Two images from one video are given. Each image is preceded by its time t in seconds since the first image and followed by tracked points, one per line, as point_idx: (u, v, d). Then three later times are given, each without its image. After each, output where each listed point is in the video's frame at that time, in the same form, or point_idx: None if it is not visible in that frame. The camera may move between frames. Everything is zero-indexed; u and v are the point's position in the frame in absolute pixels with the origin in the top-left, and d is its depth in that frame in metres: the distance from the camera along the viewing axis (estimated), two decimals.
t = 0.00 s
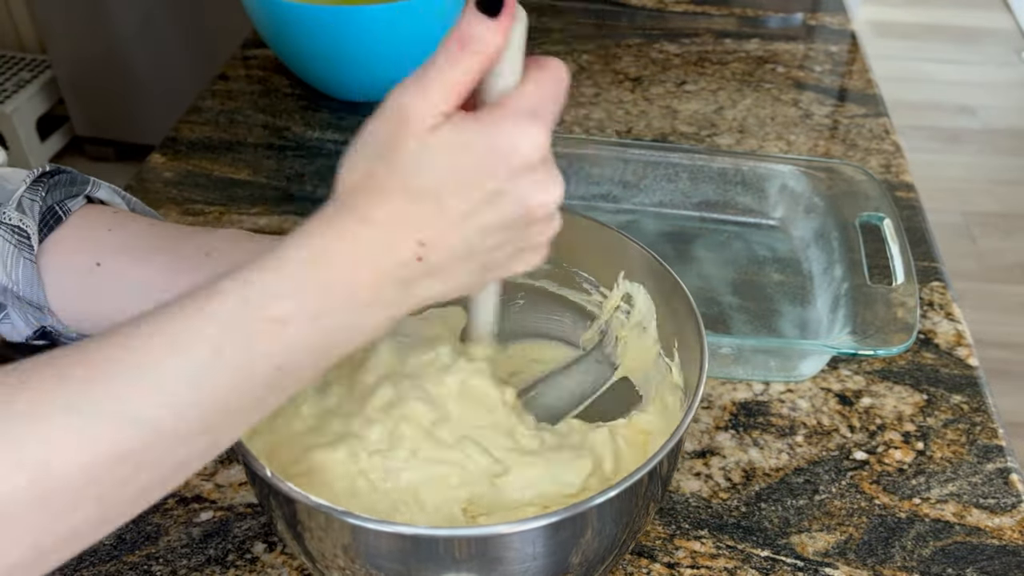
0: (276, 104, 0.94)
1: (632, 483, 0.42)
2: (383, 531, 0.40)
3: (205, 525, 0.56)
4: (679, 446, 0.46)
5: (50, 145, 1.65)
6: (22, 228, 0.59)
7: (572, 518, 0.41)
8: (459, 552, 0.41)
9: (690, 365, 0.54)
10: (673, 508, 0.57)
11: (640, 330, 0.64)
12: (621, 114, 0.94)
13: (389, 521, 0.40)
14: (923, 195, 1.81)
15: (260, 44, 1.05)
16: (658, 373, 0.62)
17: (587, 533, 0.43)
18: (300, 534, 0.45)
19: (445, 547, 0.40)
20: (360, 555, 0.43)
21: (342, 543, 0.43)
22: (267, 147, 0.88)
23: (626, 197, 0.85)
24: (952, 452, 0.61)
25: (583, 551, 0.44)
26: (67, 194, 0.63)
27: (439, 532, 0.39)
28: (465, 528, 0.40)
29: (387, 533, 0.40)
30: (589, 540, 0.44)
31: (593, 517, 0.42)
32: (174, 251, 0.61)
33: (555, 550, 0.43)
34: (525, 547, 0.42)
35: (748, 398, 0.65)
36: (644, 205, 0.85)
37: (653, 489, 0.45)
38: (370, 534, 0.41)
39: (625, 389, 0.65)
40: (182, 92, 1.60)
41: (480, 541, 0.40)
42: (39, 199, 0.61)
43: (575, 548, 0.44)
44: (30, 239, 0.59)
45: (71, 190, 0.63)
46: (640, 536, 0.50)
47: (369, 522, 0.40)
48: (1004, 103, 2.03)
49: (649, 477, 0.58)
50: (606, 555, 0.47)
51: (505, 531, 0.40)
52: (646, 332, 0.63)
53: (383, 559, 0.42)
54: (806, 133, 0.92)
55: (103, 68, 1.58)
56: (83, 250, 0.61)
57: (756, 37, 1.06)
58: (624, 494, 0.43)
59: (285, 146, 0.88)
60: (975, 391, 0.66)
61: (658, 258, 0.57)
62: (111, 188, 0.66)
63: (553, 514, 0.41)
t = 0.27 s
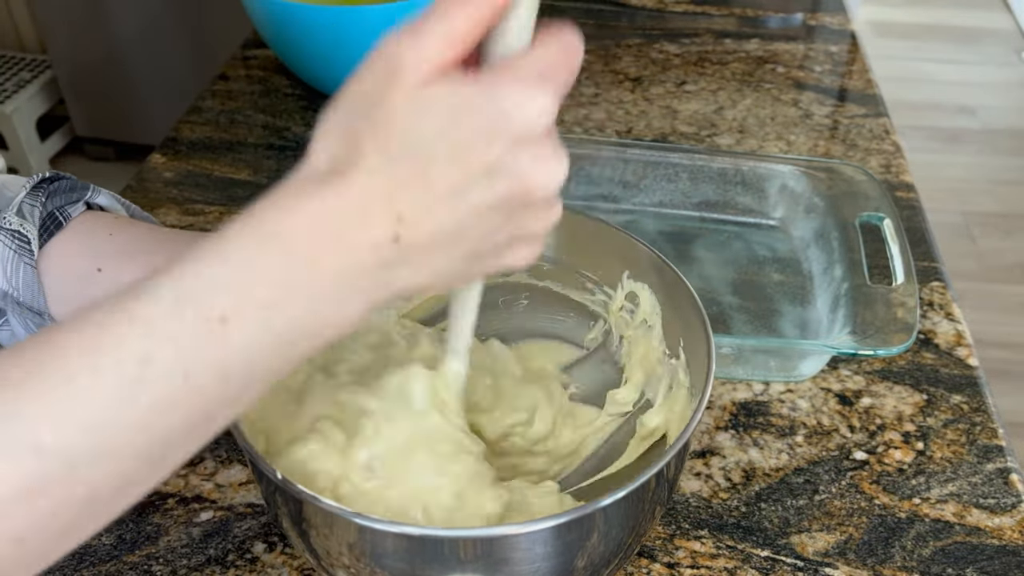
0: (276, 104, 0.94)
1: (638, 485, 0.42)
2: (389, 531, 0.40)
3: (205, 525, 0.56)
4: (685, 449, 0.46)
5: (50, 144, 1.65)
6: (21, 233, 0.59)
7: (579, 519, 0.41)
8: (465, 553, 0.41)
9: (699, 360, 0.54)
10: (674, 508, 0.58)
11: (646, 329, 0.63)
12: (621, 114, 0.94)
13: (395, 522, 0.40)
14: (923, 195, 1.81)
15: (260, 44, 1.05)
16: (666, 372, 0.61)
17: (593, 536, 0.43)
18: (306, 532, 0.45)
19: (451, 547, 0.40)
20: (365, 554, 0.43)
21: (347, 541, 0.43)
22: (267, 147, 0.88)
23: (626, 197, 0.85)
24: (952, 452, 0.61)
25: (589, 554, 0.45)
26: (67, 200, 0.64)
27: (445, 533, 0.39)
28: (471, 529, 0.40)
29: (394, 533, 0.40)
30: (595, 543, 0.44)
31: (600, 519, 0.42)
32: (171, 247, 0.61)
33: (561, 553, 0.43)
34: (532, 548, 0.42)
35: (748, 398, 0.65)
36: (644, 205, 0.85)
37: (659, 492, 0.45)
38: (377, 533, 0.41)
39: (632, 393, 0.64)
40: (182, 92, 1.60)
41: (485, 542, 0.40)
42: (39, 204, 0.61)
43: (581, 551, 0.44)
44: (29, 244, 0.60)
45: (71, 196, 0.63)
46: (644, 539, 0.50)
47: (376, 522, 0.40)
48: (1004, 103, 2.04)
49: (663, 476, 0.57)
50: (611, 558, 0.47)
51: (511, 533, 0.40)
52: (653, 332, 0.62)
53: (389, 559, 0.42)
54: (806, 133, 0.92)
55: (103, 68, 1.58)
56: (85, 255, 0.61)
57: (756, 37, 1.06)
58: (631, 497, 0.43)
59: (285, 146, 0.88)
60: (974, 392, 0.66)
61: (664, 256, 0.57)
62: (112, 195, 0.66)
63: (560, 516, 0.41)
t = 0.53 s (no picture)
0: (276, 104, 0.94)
1: (642, 487, 0.42)
2: (391, 532, 0.40)
3: (205, 525, 0.56)
4: (690, 451, 0.46)
5: (50, 145, 1.65)
6: (18, 241, 0.59)
7: (582, 522, 0.41)
8: (467, 555, 0.41)
9: (704, 360, 0.54)
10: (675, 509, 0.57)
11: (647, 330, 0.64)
12: (621, 114, 0.94)
13: (398, 523, 0.40)
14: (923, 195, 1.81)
15: (260, 44, 1.05)
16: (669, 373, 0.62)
17: (597, 538, 0.43)
18: (308, 532, 0.45)
19: (453, 549, 0.40)
20: (368, 555, 0.43)
21: (349, 542, 0.43)
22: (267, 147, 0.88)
23: (626, 197, 0.85)
24: (952, 452, 0.61)
25: (593, 556, 0.45)
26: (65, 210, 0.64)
27: (447, 534, 0.39)
28: (474, 530, 0.40)
29: (397, 534, 0.40)
30: (599, 546, 0.44)
31: (604, 521, 0.42)
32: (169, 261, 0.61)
33: (564, 554, 0.43)
34: (535, 550, 0.42)
35: (748, 398, 0.65)
36: (644, 205, 0.85)
37: (663, 495, 0.45)
38: (379, 534, 0.41)
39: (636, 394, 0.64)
40: (182, 92, 1.60)
41: (488, 543, 0.40)
42: (36, 213, 0.61)
43: (584, 554, 0.44)
44: (27, 252, 0.60)
45: (70, 207, 0.64)
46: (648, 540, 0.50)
47: (380, 523, 0.40)
48: (1004, 103, 2.04)
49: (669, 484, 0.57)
50: (615, 560, 0.47)
51: (514, 534, 0.40)
52: (655, 333, 0.63)
53: (392, 559, 0.42)
54: (806, 133, 0.92)
55: (103, 68, 1.58)
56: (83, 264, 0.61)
57: (756, 37, 1.06)
58: (634, 499, 0.43)
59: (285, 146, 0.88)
60: (974, 391, 0.66)
61: (658, 250, 0.57)
62: (110, 207, 0.65)
63: (564, 518, 0.41)
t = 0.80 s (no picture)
0: (275, 104, 0.94)
1: (643, 487, 0.42)
2: (391, 532, 0.40)
3: (204, 525, 0.55)
4: (690, 450, 0.46)
5: (49, 144, 1.65)
6: (15, 235, 0.59)
7: (583, 521, 0.41)
8: (467, 554, 0.41)
9: (704, 361, 0.54)
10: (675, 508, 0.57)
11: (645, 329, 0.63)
12: (621, 114, 0.93)
13: (397, 522, 0.40)
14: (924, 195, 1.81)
15: (260, 43, 1.05)
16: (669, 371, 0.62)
17: (597, 538, 0.43)
18: (308, 531, 0.45)
19: (454, 548, 0.40)
20: (368, 554, 0.43)
21: (350, 541, 0.43)
22: (266, 147, 0.88)
23: (626, 197, 0.85)
24: (953, 452, 0.61)
25: (594, 556, 0.44)
26: (61, 203, 0.63)
27: (446, 534, 0.39)
28: (475, 529, 0.39)
29: (397, 533, 0.40)
30: (599, 545, 0.44)
31: (604, 520, 0.42)
32: (165, 260, 0.61)
33: (565, 554, 0.43)
34: (535, 550, 0.41)
35: (748, 398, 0.65)
36: (644, 205, 0.85)
37: (663, 494, 0.45)
38: (380, 533, 0.41)
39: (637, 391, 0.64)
40: (181, 92, 1.60)
41: (488, 543, 0.40)
42: (33, 207, 0.61)
43: (585, 553, 0.44)
44: (23, 246, 0.59)
45: (65, 200, 0.63)
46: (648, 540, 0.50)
47: (380, 523, 0.40)
48: (1005, 103, 2.03)
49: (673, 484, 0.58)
50: (615, 560, 0.47)
51: (514, 534, 0.40)
52: (654, 332, 0.63)
53: (393, 559, 0.42)
54: (806, 133, 0.92)
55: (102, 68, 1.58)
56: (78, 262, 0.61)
57: (756, 37, 1.06)
58: (635, 499, 0.43)
59: (284, 146, 0.88)
60: (975, 392, 0.66)
61: (663, 254, 0.57)
62: (106, 198, 0.65)
63: (565, 517, 0.40)
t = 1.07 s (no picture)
0: (275, 104, 0.94)
1: (638, 488, 0.42)
2: (388, 534, 0.40)
3: (204, 525, 0.55)
4: (687, 450, 0.46)
5: (49, 144, 1.65)
6: (24, 232, 0.58)
7: (580, 522, 0.41)
8: (464, 556, 0.41)
9: (700, 363, 0.54)
10: (674, 508, 0.57)
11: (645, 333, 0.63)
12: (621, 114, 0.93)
13: (394, 524, 0.40)
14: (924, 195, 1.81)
15: (260, 43, 1.05)
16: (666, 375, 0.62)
17: (595, 538, 0.43)
18: (304, 533, 0.45)
19: (451, 549, 0.40)
20: (364, 556, 0.43)
21: (346, 543, 0.43)
22: (266, 147, 0.88)
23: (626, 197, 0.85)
24: (953, 453, 0.61)
25: (591, 557, 0.44)
26: (69, 198, 0.64)
27: (443, 535, 0.39)
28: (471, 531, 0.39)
29: (393, 536, 0.40)
30: (596, 545, 0.44)
31: (601, 521, 0.42)
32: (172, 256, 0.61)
33: (561, 554, 0.43)
34: (532, 551, 0.41)
35: (748, 398, 0.65)
36: (645, 205, 0.85)
37: (660, 493, 0.45)
38: (376, 536, 0.41)
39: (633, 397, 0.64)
40: (181, 92, 1.60)
41: (485, 544, 0.40)
42: (42, 203, 0.61)
43: (583, 554, 0.44)
44: (32, 242, 0.59)
45: (73, 195, 0.64)
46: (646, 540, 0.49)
47: (376, 524, 0.40)
48: (1005, 103, 2.03)
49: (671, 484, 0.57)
50: (613, 560, 0.47)
51: (511, 535, 0.40)
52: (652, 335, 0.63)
53: (390, 561, 0.42)
54: (806, 132, 0.92)
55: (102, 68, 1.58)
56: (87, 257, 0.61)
57: (756, 37, 1.06)
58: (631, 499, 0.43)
59: (284, 146, 0.88)
60: (975, 392, 0.66)
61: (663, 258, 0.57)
62: (114, 193, 0.66)
63: (562, 518, 0.40)
